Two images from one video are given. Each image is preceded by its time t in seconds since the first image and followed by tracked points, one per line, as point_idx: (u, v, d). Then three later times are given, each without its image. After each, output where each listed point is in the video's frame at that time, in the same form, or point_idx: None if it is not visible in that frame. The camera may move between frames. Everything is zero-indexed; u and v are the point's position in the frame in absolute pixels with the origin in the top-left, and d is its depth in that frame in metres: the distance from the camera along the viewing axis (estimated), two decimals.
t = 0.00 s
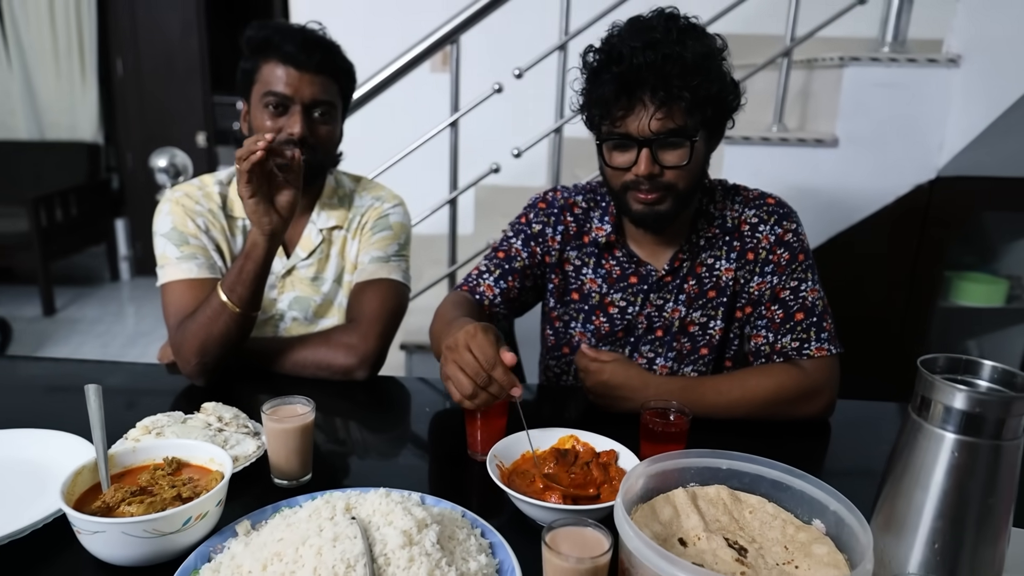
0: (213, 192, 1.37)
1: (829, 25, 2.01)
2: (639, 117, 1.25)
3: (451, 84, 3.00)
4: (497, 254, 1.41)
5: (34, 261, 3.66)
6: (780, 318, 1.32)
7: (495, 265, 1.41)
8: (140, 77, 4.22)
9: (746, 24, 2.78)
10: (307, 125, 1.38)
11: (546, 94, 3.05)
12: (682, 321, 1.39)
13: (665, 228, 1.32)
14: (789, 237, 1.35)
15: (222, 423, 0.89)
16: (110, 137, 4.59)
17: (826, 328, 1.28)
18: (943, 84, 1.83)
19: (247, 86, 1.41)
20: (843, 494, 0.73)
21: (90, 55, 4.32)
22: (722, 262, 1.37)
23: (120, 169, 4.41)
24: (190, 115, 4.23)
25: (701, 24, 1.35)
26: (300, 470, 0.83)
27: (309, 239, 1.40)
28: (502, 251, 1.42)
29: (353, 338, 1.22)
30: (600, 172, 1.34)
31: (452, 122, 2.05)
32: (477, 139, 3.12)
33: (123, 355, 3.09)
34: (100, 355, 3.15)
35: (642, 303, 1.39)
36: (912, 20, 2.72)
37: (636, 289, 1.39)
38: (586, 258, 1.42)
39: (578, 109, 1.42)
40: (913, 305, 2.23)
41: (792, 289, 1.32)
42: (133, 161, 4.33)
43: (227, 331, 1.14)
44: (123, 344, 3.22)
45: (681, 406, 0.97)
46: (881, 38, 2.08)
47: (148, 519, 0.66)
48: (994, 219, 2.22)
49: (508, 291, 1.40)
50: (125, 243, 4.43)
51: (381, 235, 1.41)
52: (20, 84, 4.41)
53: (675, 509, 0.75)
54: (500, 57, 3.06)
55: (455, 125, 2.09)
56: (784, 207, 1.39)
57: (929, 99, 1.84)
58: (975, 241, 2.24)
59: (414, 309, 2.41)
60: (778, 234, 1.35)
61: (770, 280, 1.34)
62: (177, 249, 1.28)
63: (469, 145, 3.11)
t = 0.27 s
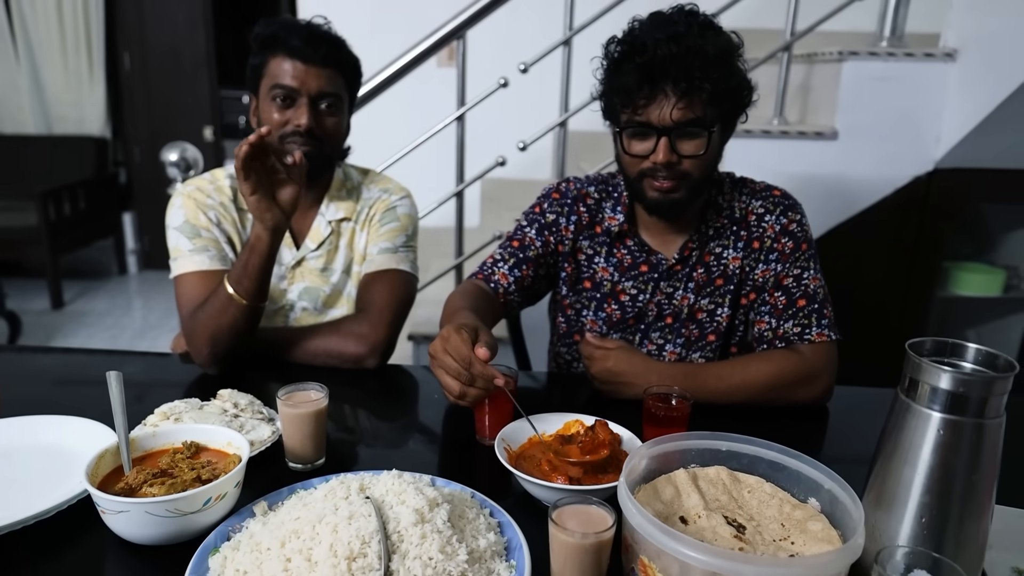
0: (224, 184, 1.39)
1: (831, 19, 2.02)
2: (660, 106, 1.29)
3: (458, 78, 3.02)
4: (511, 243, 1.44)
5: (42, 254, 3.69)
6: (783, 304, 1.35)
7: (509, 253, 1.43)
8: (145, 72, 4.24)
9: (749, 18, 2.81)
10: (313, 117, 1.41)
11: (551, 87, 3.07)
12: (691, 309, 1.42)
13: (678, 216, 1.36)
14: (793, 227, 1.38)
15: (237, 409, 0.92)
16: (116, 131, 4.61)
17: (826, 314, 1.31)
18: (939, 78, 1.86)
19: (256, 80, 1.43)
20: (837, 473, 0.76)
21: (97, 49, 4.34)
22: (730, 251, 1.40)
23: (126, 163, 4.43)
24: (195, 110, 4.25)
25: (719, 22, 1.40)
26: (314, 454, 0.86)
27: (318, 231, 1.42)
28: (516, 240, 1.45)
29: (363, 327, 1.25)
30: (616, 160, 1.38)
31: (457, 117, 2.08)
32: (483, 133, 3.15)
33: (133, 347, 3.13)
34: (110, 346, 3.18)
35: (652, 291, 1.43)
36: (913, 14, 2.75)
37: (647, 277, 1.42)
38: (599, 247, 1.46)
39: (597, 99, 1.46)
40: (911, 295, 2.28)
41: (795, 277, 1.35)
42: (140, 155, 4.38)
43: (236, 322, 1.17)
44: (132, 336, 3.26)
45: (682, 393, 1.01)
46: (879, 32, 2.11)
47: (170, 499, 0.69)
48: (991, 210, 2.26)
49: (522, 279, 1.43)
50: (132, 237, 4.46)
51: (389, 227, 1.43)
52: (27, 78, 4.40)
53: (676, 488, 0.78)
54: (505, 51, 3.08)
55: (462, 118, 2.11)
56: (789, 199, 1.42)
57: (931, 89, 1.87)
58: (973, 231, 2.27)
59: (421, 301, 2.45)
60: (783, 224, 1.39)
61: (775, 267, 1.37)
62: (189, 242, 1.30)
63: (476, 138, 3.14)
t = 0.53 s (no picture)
0: (225, 178, 1.39)
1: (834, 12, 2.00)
2: (671, 98, 1.30)
3: (460, 71, 3.01)
4: (515, 235, 1.45)
5: (44, 250, 3.69)
6: (788, 296, 1.35)
7: (512, 246, 1.44)
8: (147, 67, 4.23)
9: (752, 10, 2.80)
10: (313, 112, 1.41)
11: (553, 81, 3.07)
12: (696, 301, 1.42)
13: (685, 208, 1.37)
14: (799, 218, 1.38)
15: (242, 401, 0.92)
16: (117, 126, 4.61)
17: (832, 306, 1.31)
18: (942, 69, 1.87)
19: (257, 74, 1.43)
20: (842, 462, 0.76)
21: (96, 45, 4.33)
22: (736, 243, 1.40)
23: (127, 159, 4.43)
24: (197, 104, 4.26)
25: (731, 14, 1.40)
26: (319, 444, 0.86)
27: (320, 224, 1.42)
28: (520, 232, 1.45)
29: (366, 320, 1.25)
30: (624, 151, 1.38)
31: (460, 110, 2.07)
32: (485, 127, 3.14)
33: (135, 342, 3.13)
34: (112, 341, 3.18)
35: (657, 282, 1.43)
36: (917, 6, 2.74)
37: (652, 269, 1.42)
38: (603, 239, 1.45)
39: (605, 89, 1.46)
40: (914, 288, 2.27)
41: (800, 268, 1.35)
42: (142, 148, 4.39)
43: (238, 306, 1.17)
44: (134, 331, 3.26)
45: (686, 383, 1.01)
46: (883, 25, 2.11)
47: (177, 489, 0.69)
48: (994, 203, 2.25)
49: (525, 272, 1.43)
50: (134, 232, 4.46)
51: (391, 220, 1.44)
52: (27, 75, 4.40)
53: (681, 478, 0.78)
54: (507, 44, 3.07)
55: (463, 112, 2.11)
56: (795, 190, 1.42)
57: (932, 82, 1.87)
58: (976, 225, 2.27)
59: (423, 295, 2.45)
60: (789, 216, 1.38)
61: (780, 259, 1.37)
62: (191, 236, 1.31)
63: (478, 132, 3.14)
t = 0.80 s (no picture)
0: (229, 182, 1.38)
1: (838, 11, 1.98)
2: (683, 100, 1.29)
3: (462, 72, 3.00)
4: (521, 237, 1.44)
5: (47, 252, 3.68)
6: (796, 298, 1.34)
7: (519, 247, 1.43)
8: (149, 69, 4.23)
9: (756, 10, 2.78)
10: (314, 107, 1.39)
11: (556, 83, 3.05)
12: (703, 302, 1.41)
13: (691, 209, 1.36)
14: (808, 220, 1.37)
15: (246, 406, 0.91)
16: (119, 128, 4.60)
17: (840, 308, 1.30)
18: (947, 69, 1.84)
19: (259, 76, 1.43)
20: (855, 469, 0.75)
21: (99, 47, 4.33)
22: (744, 245, 1.39)
23: (130, 160, 4.43)
24: (198, 106, 4.25)
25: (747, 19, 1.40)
26: (325, 451, 0.85)
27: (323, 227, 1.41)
28: (526, 233, 1.44)
29: (371, 323, 1.24)
30: (632, 151, 1.37)
31: (463, 112, 2.06)
32: (488, 128, 3.13)
33: (138, 344, 3.12)
34: (115, 344, 3.17)
35: (665, 284, 1.41)
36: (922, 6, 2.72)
37: (659, 271, 1.41)
38: (611, 241, 1.44)
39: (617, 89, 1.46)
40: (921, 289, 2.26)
41: (808, 270, 1.34)
42: (144, 152, 4.37)
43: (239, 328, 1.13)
44: (137, 334, 3.25)
45: (694, 387, 0.99)
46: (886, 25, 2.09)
47: (182, 498, 0.69)
48: (1000, 203, 2.23)
49: (532, 272, 1.42)
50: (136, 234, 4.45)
51: (395, 222, 1.42)
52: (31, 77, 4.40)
53: (692, 485, 0.77)
54: (510, 46, 3.06)
55: (466, 114, 2.09)
56: (804, 193, 1.41)
57: (935, 82, 1.85)
58: (982, 225, 2.25)
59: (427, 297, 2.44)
60: (798, 217, 1.37)
61: (788, 260, 1.36)
62: (195, 239, 1.30)
63: (481, 134, 3.12)
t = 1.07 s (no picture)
0: (241, 189, 1.38)
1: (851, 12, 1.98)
2: (704, 101, 1.29)
3: (472, 79, 3.00)
4: (539, 237, 1.42)
5: (61, 258, 3.72)
6: (815, 303, 1.32)
7: (537, 247, 1.41)
8: (160, 76, 4.26)
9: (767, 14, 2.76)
10: (329, 123, 1.39)
11: (566, 88, 3.05)
12: (722, 307, 1.39)
13: (707, 211, 1.35)
14: (829, 226, 1.36)
15: (259, 414, 0.91)
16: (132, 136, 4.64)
17: (860, 314, 1.29)
18: (964, 71, 1.82)
19: (271, 84, 1.43)
20: (877, 480, 0.74)
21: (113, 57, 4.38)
22: (764, 249, 1.37)
23: (143, 168, 4.47)
24: (209, 113, 4.28)
25: (778, 24, 1.38)
26: (337, 460, 0.84)
27: (335, 235, 1.41)
28: (544, 234, 1.43)
29: (383, 330, 1.24)
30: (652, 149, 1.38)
31: (472, 118, 2.06)
32: (497, 134, 3.13)
33: (150, 350, 3.14)
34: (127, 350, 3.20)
35: (683, 287, 1.40)
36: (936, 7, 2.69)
37: (678, 273, 1.40)
38: (629, 243, 1.43)
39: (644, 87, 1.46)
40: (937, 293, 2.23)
41: (829, 275, 1.32)
42: (156, 159, 4.40)
43: (256, 319, 1.16)
44: (149, 340, 3.27)
45: (710, 395, 0.98)
46: (902, 27, 2.06)
47: (196, 507, 0.68)
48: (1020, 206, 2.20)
49: (551, 272, 1.40)
50: (149, 240, 4.49)
51: (407, 229, 1.43)
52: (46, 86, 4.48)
53: (708, 496, 0.76)
54: (519, 52, 3.06)
55: (476, 120, 2.09)
56: (826, 198, 1.39)
57: (955, 81, 1.82)
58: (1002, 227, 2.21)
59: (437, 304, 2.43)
60: (819, 222, 1.36)
61: (808, 264, 1.34)
62: (208, 247, 1.30)
63: (490, 140, 3.12)
